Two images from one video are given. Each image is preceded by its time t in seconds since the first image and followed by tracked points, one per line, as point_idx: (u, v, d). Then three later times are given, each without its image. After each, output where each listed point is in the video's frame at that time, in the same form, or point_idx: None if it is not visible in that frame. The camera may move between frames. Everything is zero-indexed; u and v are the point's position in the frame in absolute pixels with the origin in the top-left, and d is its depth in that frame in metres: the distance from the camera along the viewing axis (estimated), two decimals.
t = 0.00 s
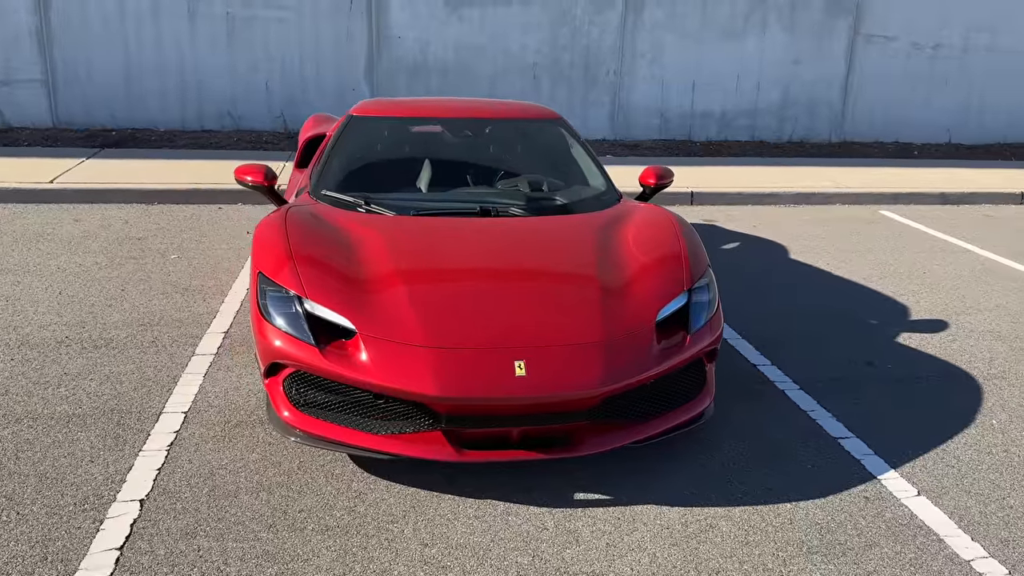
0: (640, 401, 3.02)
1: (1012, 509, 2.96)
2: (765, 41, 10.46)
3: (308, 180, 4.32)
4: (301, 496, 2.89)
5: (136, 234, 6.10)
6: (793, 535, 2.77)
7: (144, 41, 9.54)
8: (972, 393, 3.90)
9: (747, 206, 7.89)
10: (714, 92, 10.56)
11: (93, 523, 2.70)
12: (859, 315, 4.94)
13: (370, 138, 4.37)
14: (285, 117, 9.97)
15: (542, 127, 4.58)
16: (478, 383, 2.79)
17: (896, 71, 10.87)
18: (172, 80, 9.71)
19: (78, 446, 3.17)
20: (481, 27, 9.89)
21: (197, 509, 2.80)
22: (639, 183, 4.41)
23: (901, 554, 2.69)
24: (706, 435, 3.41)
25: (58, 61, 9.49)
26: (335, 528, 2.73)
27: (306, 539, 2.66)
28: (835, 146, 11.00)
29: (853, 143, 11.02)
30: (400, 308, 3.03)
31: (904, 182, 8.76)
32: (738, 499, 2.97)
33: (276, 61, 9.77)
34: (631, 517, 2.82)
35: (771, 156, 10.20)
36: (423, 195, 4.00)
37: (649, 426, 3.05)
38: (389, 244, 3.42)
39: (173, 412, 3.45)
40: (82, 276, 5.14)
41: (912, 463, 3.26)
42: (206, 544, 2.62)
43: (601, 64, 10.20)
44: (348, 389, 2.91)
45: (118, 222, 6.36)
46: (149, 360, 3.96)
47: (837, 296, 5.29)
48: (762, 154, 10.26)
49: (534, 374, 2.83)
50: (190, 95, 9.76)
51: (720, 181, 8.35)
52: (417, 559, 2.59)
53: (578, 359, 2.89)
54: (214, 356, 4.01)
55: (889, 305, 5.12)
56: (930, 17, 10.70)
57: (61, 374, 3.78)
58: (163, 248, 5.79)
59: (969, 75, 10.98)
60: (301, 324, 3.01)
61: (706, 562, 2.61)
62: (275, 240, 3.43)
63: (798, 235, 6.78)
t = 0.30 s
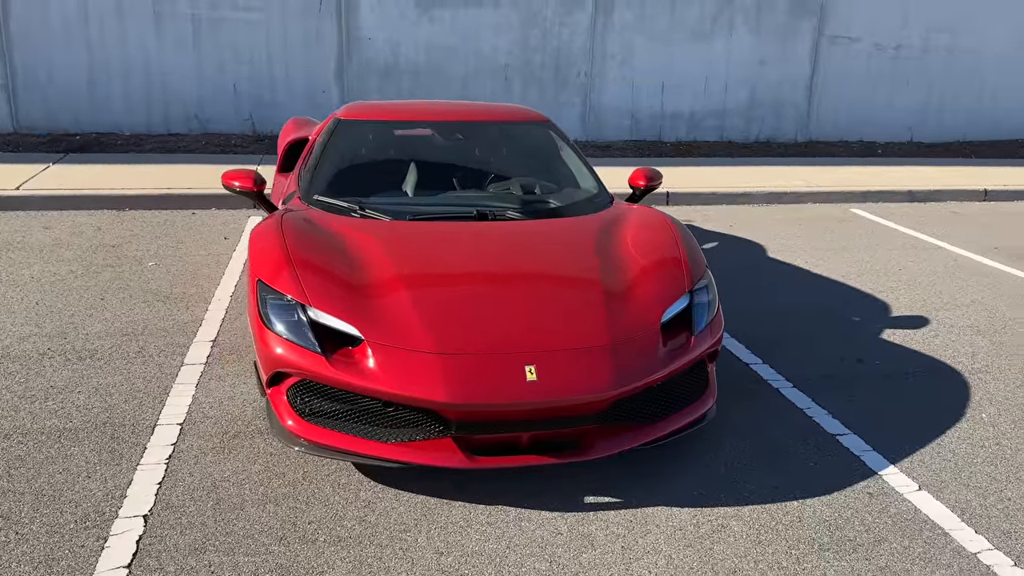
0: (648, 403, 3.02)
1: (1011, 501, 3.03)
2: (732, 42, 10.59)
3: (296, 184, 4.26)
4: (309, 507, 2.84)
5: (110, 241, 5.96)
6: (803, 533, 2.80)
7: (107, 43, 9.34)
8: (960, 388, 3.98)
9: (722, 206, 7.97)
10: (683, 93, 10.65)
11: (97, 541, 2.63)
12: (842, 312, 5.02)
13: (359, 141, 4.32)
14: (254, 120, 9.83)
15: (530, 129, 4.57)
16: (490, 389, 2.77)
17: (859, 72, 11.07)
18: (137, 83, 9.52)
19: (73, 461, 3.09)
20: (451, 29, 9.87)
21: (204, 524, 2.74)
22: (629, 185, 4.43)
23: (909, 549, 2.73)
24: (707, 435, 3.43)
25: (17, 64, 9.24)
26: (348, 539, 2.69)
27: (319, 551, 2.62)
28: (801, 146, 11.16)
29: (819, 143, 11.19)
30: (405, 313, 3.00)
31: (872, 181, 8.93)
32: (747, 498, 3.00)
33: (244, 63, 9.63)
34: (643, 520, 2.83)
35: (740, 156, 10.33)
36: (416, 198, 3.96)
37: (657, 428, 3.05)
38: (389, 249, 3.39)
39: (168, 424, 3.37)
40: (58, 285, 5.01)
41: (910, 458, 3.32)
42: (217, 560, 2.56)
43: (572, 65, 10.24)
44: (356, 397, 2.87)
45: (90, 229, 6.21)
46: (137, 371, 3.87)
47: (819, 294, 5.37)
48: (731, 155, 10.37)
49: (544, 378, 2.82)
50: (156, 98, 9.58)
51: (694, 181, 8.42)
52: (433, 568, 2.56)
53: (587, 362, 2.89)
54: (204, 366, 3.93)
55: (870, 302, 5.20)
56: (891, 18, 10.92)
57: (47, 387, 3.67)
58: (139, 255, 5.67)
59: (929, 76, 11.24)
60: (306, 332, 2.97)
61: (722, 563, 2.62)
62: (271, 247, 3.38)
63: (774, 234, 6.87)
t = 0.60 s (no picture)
0: (660, 396, 3.05)
1: (1011, 484, 3.12)
2: (704, 40, 10.71)
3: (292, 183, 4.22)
4: (327, 507, 2.83)
5: (90, 243, 5.85)
6: (817, 521, 2.85)
7: (74, 41, 9.14)
8: (951, 376, 4.09)
9: (700, 202, 8.06)
10: (657, 90, 10.74)
11: (115, 547, 2.59)
12: (829, 304, 5.11)
13: (354, 139, 4.29)
14: (226, 118, 9.70)
15: (523, 125, 4.58)
16: (508, 384, 2.78)
17: (827, 69, 11.27)
18: (105, 81, 9.33)
19: (80, 466, 3.03)
20: (426, 26, 9.83)
21: (223, 526, 2.72)
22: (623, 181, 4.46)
23: (921, 533, 2.80)
24: (713, 426, 3.48)
25: None
26: (370, 537, 2.68)
27: (343, 550, 2.61)
28: (772, 142, 11.32)
29: (788, 139, 11.37)
30: (419, 310, 3.00)
31: (844, 175, 9.10)
32: (759, 487, 3.04)
33: (216, 61, 9.49)
34: (661, 511, 2.86)
35: (714, 152, 10.45)
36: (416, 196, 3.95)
37: (669, 421, 3.08)
38: (396, 246, 3.38)
39: (174, 427, 3.32)
40: (41, 288, 4.90)
41: (911, 445, 3.40)
42: (240, 562, 2.54)
43: (546, 62, 10.27)
44: (373, 396, 2.87)
45: (68, 231, 6.08)
46: (134, 374, 3.81)
47: (804, 286, 5.46)
48: (705, 151, 10.49)
49: (562, 372, 2.84)
50: (125, 97, 9.41)
51: (672, 177, 8.50)
52: (459, 565, 2.57)
53: (603, 357, 2.91)
54: (203, 368, 3.88)
55: (854, 294, 5.31)
56: (857, 15, 11.14)
57: (43, 392, 3.60)
58: (121, 257, 5.57)
59: (894, 72, 11.50)
60: (320, 331, 2.95)
61: (742, 552, 2.67)
62: (278, 246, 3.36)
63: (754, 229, 6.97)
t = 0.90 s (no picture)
0: (675, 390, 3.11)
1: (1011, 468, 3.22)
2: (678, 36, 10.81)
3: (292, 181, 4.20)
4: (350, 506, 2.83)
5: (74, 244, 5.75)
6: (832, 508, 2.92)
7: (43, 38, 8.95)
8: (943, 365, 4.20)
9: (681, 196, 8.15)
10: (632, 86, 10.82)
11: (140, 551, 2.56)
12: (819, 296, 5.22)
13: (353, 137, 4.28)
14: (201, 115, 9.57)
15: (520, 122, 4.59)
16: (531, 380, 2.81)
17: (798, 64, 11.45)
18: (75, 79, 9.15)
19: (94, 471, 2.99)
20: (403, 22, 9.80)
21: (247, 527, 2.70)
22: (620, 177, 4.51)
23: (932, 518, 2.88)
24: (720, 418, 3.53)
25: None
26: (397, 535, 2.69)
27: (372, 548, 2.62)
28: (745, 136, 11.47)
29: (761, 133, 11.53)
30: (438, 309, 3.01)
31: (819, 169, 9.26)
32: (772, 477, 3.11)
33: (190, 58, 9.36)
34: (680, 502, 2.91)
35: (690, 147, 10.56)
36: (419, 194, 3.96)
37: (684, 414, 3.13)
38: (408, 245, 3.39)
39: (185, 430, 3.29)
40: (30, 291, 4.81)
41: (913, 432, 3.49)
42: (270, 562, 2.54)
43: (523, 58, 10.30)
44: (395, 394, 2.87)
45: (50, 232, 5.97)
46: (137, 377, 3.76)
47: (792, 279, 5.56)
48: (681, 146, 10.60)
49: (582, 368, 2.87)
50: (97, 94, 9.24)
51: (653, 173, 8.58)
52: (489, 559, 2.59)
53: (622, 352, 2.95)
54: (206, 369, 3.85)
55: (842, 286, 5.42)
56: (827, 11, 11.33)
57: (46, 396, 3.54)
58: (108, 258, 5.48)
59: (862, 67, 11.73)
60: (339, 331, 2.95)
61: (764, 540, 2.73)
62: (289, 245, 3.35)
63: (738, 223, 7.07)
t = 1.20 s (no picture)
0: (688, 383, 3.13)
1: (1012, 454, 3.30)
2: (654, 30, 10.86)
3: (289, 178, 4.16)
4: (369, 505, 2.81)
5: (55, 243, 5.62)
6: (844, 497, 2.97)
7: (10, 33, 8.73)
8: (936, 354, 4.29)
9: (663, 190, 8.20)
10: (609, 80, 10.85)
11: (160, 556, 2.52)
12: (809, 288, 5.28)
13: (350, 132, 4.24)
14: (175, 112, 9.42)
15: (516, 118, 4.58)
16: (549, 376, 2.81)
17: (771, 58, 11.57)
18: (45, 75, 8.95)
19: (103, 476, 2.93)
20: (380, 16, 9.73)
21: (267, 529, 2.67)
22: (616, 172, 4.52)
23: (942, 504, 2.94)
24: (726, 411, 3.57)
25: None
26: (419, 534, 2.68)
27: (396, 547, 2.60)
28: (720, 130, 11.56)
29: (736, 127, 11.64)
30: (453, 306, 3.01)
31: (795, 162, 9.38)
32: (783, 467, 3.14)
33: (163, 53, 9.19)
34: (697, 494, 2.93)
35: (667, 141, 10.63)
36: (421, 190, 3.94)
37: (696, 407, 3.16)
38: (416, 242, 3.38)
39: (192, 431, 3.24)
40: (15, 292, 4.70)
41: (914, 420, 3.55)
42: (295, 564, 2.51)
43: (501, 53, 10.30)
44: (412, 392, 2.87)
45: (29, 232, 5.83)
46: (137, 379, 3.69)
47: (781, 271, 5.63)
48: (659, 140, 10.66)
49: (599, 363, 2.88)
50: (68, 91, 9.04)
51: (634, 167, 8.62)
52: (514, 556, 2.59)
53: (637, 345, 2.97)
54: (207, 369, 3.79)
55: (830, 278, 5.50)
56: (798, 5, 11.45)
57: (44, 400, 3.46)
58: (93, 257, 5.37)
59: (833, 61, 11.90)
60: (354, 329, 2.93)
61: (782, 530, 2.76)
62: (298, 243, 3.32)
63: (722, 217, 7.14)
